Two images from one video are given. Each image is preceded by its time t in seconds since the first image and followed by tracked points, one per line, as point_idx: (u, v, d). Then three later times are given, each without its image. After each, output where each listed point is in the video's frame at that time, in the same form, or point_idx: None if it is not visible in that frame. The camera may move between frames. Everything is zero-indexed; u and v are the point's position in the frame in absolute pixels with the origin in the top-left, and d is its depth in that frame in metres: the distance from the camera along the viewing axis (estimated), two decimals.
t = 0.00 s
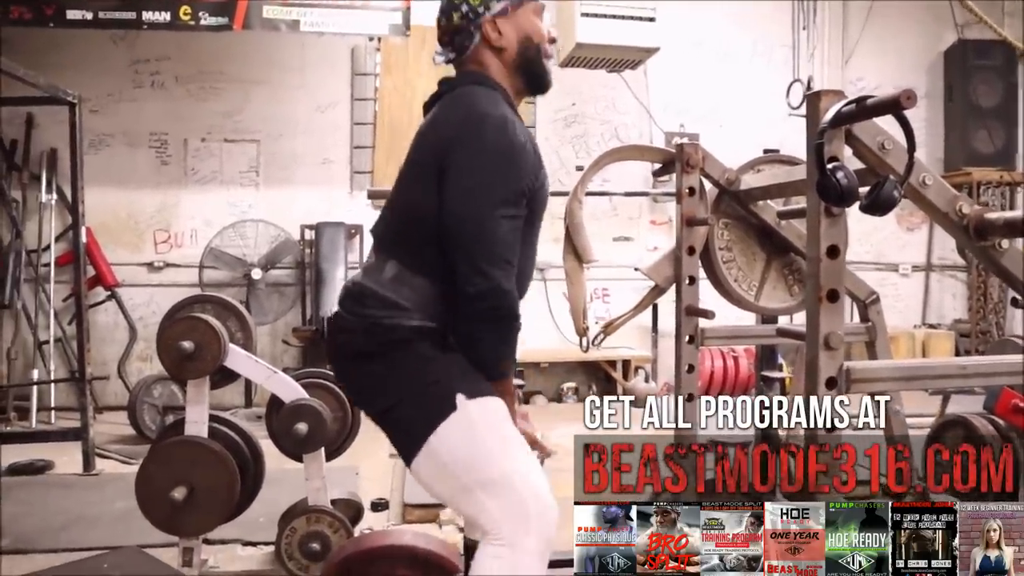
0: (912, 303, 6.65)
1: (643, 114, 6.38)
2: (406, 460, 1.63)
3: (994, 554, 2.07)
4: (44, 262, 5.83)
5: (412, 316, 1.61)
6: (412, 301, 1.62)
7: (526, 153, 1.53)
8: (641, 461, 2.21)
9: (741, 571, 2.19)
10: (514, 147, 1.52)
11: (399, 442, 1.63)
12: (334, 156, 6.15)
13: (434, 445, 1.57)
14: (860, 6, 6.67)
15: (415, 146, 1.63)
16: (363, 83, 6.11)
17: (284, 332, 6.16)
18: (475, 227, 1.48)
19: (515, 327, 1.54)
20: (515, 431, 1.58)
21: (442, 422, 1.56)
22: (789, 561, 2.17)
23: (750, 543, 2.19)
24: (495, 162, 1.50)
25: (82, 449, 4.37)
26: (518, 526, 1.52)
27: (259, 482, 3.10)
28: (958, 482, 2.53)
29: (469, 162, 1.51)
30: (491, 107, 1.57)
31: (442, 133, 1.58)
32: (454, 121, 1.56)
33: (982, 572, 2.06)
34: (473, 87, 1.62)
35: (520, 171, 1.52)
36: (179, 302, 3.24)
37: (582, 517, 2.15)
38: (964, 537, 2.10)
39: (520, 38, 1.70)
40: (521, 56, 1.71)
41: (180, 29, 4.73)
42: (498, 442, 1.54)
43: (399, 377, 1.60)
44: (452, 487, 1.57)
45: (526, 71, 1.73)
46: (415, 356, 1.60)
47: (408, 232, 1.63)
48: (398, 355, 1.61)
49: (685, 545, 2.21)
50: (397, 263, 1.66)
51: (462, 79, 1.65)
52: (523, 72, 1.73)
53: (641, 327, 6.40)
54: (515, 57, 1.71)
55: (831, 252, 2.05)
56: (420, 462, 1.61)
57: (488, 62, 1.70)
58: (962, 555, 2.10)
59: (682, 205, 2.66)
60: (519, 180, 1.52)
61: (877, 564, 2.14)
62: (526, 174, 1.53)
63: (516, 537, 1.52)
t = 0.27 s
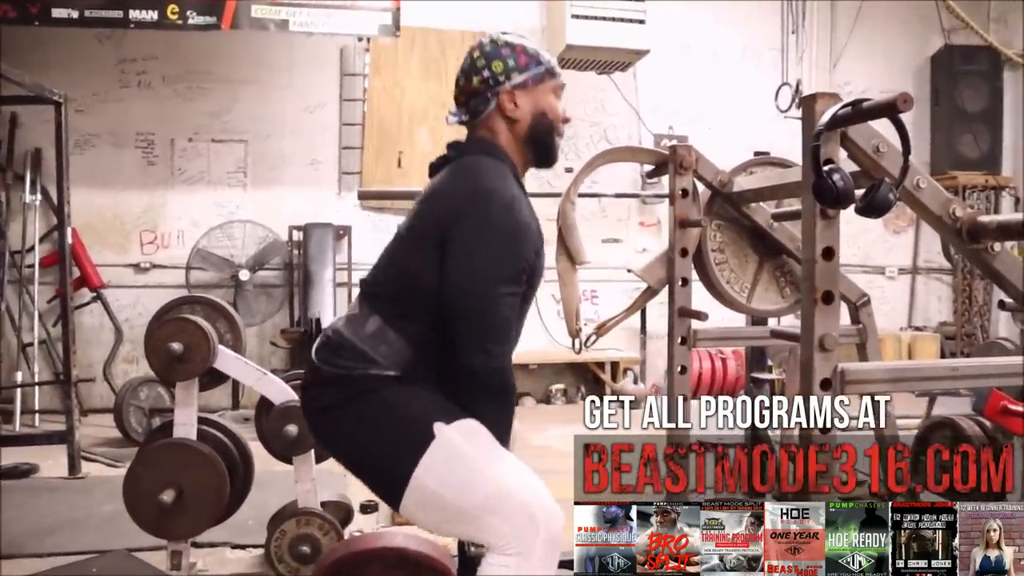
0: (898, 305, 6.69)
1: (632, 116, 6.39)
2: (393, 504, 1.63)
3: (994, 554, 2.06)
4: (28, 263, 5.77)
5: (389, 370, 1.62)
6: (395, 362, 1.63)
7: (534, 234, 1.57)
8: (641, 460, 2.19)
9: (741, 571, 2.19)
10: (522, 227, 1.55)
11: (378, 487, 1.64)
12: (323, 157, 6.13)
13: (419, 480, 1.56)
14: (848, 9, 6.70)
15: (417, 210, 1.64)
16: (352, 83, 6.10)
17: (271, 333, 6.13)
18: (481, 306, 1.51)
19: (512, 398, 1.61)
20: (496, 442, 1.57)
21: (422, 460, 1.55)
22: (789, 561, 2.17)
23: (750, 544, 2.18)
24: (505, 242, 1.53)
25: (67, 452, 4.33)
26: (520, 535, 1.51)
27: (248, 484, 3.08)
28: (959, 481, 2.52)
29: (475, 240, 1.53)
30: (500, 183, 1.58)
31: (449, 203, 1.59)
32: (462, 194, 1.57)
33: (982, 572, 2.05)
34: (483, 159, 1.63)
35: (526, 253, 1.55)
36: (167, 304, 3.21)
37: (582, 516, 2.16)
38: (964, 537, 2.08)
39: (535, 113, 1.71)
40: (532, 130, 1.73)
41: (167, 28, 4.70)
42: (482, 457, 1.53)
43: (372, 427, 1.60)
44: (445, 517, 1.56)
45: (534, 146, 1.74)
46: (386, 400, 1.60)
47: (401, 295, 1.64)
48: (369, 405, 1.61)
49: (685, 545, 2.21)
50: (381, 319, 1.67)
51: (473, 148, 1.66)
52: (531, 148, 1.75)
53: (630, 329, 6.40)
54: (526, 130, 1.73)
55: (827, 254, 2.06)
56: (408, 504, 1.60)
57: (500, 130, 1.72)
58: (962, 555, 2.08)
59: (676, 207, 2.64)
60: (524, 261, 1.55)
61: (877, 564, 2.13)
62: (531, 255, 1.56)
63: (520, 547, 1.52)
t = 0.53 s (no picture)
0: (882, 304, 6.74)
1: (619, 115, 6.40)
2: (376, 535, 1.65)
3: (994, 554, 2.03)
4: (9, 261, 5.71)
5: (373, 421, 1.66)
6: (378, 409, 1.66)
7: (529, 300, 1.59)
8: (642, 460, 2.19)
9: (741, 571, 2.18)
10: (517, 295, 1.56)
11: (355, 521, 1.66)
12: (309, 154, 6.10)
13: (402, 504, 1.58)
14: (834, 8, 6.73)
15: (413, 263, 1.65)
16: (339, 81, 6.07)
17: (257, 332, 6.10)
18: (473, 372, 1.54)
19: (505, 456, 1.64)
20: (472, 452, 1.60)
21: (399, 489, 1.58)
22: (789, 561, 2.15)
23: (750, 544, 2.18)
24: (499, 310, 1.55)
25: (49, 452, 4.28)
26: (508, 537, 1.53)
27: (235, 485, 3.05)
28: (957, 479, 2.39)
29: (469, 305, 1.55)
30: (499, 248, 1.60)
31: (444, 263, 1.60)
32: (460, 256, 1.59)
33: (983, 572, 2.03)
34: (484, 220, 1.65)
35: (520, 320, 1.57)
36: (154, 301, 3.18)
37: (582, 516, 2.16)
38: (964, 537, 2.06)
39: (545, 178, 1.73)
40: (539, 195, 1.75)
41: (151, 24, 4.66)
42: (462, 467, 1.56)
43: (350, 467, 1.63)
44: (432, 535, 1.58)
45: (538, 211, 1.76)
46: (357, 439, 1.63)
47: (391, 347, 1.66)
48: (346, 445, 1.64)
49: (685, 546, 2.20)
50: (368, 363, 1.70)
51: (477, 208, 1.68)
52: (536, 212, 1.76)
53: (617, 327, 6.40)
54: (533, 194, 1.75)
55: (819, 253, 2.05)
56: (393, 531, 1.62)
57: (507, 187, 1.74)
58: (962, 555, 2.06)
59: (666, 206, 2.63)
60: (516, 329, 1.56)
61: (876, 564, 2.12)
62: (525, 323, 1.58)
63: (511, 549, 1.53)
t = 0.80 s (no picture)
0: (860, 302, 6.80)
1: (599, 113, 6.43)
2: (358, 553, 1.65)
3: (995, 554, 1.90)
4: None
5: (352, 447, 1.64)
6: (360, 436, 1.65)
7: (517, 333, 1.59)
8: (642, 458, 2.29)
9: (741, 571, 2.21)
10: (506, 329, 1.57)
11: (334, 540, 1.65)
12: (288, 151, 6.06)
13: (383, 516, 1.57)
14: (812, 8, 6.79)
15: (401, 292, 1.64)
16: (319, 78, 6.03)
17: (235, 330, 6.04)
18: (461, 405, 1.54)
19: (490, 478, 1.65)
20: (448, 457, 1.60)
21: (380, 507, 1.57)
22: (788, 561, 2.18)
23: (750, 544, 2.21)
24: (489, 343, 1.55)
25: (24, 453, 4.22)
26: (493, 536, 1.54)
27: (214, 484, 3.03)
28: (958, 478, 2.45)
29: (460, 338, 1.55)
30: (489, 280, 1.60)
31: (433, 293, 1.60)
32: (450, 288, 1.58)
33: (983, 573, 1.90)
34: (473, 252, 1.65)
35: (509, 354, 1.58)
36: (132, 300, 3.13)
37: (582, 516, 2.22)
38: (965, 537, 1.96)
39: (536, 214, 1.74)
40: (529, 230, 1.75)
41: (127, 18, 4.60)
42: (441, 472, 1.56)
43: (332, 490, 1.62)
44: (416, 544, 1.58)
45: (526, 245, 1.76)
46: (338, 464, 1.62)
47: (376, 376, 1.65)
48: (327, 469, 1.63)
49: (685, 545, 2.27)
50: (350, 389, 1.69)
51: (468, 241, 1.69)
52: (525, 247, 1.77)
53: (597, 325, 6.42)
54: (523, 229, 1.75)
55: (804, 250, 2.06)
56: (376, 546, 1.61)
57: (497, 220, 1.74)
58: (962, 555, 1.96)
59: (650, 203, 2.61)
60: (505, 363, 1.57)
61: (876, 564, 2.10)
62: (514, 356, 1.59)
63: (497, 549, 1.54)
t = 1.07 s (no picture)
0: (834, 299, 6.88)
1: (576, 110, 6.45)
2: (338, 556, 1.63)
3: (994, 554, 2.03)
4: None
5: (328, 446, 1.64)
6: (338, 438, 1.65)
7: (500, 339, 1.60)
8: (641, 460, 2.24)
9: (741, 571, 2.16)
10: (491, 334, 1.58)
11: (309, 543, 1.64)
12: (263, 147, 6.01)
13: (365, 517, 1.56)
14: (787, 6, 6.85)
15: (385, 295, 1.64)
16: (294, 73, 5.99)
17: (210, 328, 5.99)
18: (445, 409, 1.55)
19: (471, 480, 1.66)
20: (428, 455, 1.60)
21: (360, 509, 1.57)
22: (789, 561, 2.11)
23: (750, 544, 2.16)
24: (473, 348, 1.56)
25: None
26: (477, 532, 1.53)
27: (191, 481, 3.01)
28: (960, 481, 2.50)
29: (445, 342, 1.56)
30: (474, 285, 1.61)
31: (416, 297, 1.60)
32: (434, 291, 1.59)
33: (982, 572, 2.03)
34: (458, 256, 1.67)
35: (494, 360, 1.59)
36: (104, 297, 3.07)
37: (582, 516, 2.26)
38: (964, 537, 2.05)
39: (518, 220, 1.75)
40: (511, 235, 1.76)
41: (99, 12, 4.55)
42: (423, 471, 1.56)
43: (310, 491, 1.61)
44: (399, 545, 1.57)
45: (508, 250, 1.77)
46: (319, 465, 1.61)
47: (358, 379, 1.65)
48: (305, 469, 1.62)
49: (685, 546, 2.26)
50: (332, 392, 1.69)
51: (451, 244, 1.69)
52: (507, 252, 1.77)
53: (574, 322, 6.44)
54: (505, 234, 1.76)
55: (783, 247, 2.00)
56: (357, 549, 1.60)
57: (479, 226, 1.75)
58: (962, 555, 2.05)
59: (629, 200, 2.61)
60: (490, 368, 1.58)
61: (876, 564, 2.09)
62: (498, 362, 1.60)
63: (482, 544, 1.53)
